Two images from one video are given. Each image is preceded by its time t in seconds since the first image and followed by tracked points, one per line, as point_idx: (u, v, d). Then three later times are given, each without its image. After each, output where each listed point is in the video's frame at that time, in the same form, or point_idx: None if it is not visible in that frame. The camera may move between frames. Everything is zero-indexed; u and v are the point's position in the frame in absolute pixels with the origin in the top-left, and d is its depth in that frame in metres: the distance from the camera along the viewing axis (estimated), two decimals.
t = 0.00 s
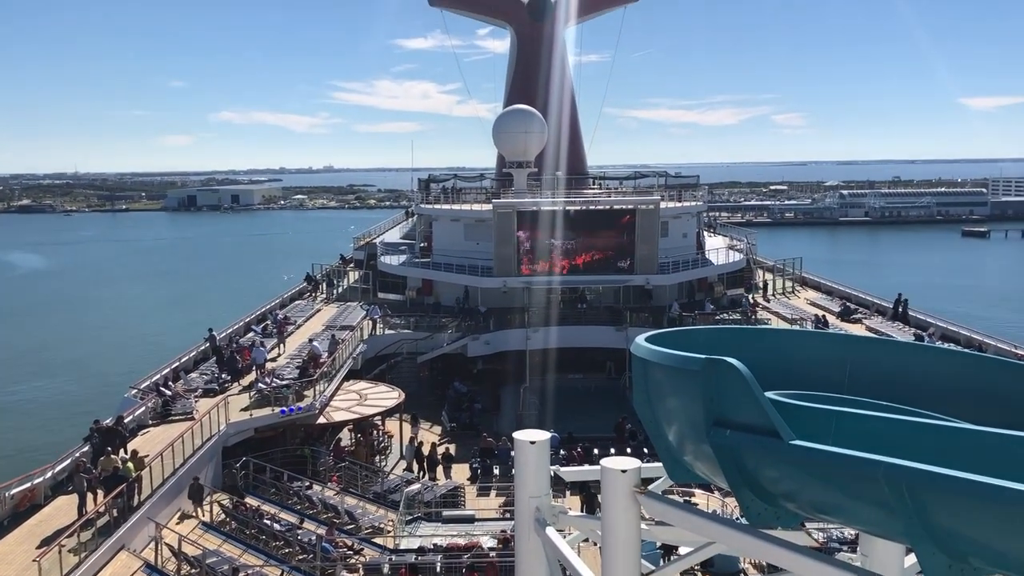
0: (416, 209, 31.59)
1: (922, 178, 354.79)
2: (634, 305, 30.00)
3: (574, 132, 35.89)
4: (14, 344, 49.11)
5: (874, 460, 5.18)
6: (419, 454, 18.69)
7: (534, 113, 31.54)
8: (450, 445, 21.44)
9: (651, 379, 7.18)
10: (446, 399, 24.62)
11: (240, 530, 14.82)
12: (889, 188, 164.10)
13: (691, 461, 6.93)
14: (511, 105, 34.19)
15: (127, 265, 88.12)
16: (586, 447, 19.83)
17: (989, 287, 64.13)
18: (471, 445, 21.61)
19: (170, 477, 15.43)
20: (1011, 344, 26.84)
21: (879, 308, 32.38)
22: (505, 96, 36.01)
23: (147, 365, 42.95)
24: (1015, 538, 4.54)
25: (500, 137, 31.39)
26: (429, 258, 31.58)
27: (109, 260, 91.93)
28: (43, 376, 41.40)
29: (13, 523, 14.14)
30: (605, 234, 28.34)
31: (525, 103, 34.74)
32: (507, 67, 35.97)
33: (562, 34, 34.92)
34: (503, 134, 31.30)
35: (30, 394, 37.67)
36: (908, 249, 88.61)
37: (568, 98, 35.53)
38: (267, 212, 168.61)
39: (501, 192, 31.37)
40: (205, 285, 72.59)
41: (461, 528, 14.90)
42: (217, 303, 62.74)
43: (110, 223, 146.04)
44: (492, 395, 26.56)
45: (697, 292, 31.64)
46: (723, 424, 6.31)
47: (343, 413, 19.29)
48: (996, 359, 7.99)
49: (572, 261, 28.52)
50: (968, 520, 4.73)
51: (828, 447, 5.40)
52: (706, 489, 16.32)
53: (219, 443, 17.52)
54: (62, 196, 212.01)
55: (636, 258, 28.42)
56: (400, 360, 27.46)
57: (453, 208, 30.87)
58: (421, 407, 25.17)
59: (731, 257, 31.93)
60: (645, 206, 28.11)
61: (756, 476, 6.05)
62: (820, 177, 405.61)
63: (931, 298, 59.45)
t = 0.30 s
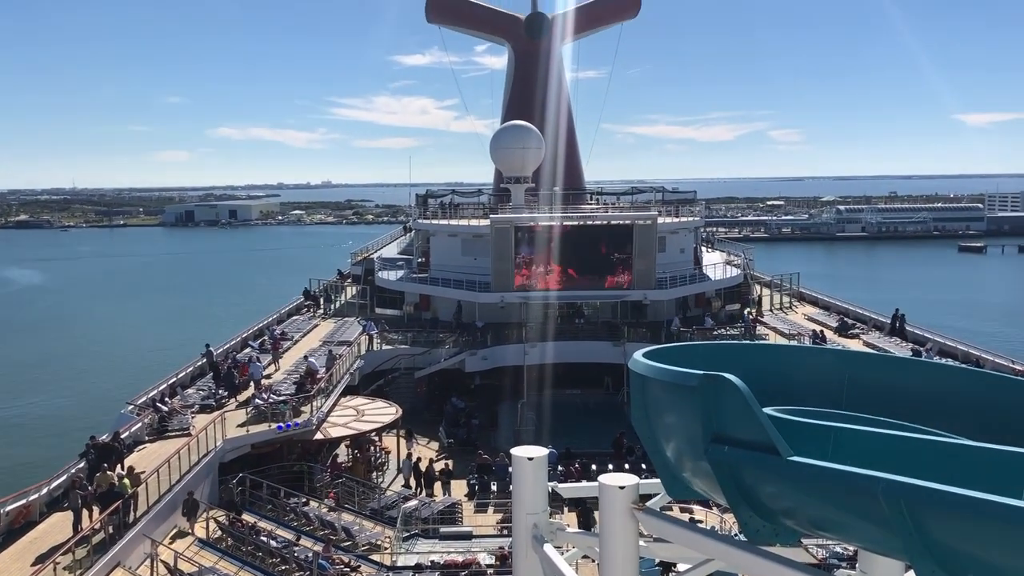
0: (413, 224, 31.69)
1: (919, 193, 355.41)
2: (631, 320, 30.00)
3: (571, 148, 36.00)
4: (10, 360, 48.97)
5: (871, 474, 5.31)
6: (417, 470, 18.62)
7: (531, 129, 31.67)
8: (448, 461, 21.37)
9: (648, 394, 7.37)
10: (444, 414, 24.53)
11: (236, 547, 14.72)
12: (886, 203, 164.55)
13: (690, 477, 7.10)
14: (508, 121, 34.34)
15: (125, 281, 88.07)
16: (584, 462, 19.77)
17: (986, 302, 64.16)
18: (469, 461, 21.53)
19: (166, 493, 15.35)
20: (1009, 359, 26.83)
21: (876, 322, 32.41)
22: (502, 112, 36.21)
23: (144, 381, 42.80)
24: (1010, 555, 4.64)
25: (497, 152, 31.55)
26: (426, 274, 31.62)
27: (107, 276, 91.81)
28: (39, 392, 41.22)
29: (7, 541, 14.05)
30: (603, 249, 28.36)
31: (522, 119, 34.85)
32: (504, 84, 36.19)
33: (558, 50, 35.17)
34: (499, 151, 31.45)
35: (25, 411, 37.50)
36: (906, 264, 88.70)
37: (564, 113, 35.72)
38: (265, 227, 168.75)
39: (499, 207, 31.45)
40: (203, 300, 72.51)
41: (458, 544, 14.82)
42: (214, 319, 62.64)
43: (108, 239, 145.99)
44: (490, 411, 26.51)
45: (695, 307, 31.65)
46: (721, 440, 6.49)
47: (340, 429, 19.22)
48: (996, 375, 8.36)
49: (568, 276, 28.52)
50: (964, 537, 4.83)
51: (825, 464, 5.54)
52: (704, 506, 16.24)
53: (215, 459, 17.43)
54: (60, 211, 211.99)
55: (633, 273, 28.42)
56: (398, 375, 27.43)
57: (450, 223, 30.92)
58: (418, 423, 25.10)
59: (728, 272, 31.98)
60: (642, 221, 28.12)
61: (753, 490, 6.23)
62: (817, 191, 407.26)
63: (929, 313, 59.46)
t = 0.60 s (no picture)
0: (413, 239, 31.75)
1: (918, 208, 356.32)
2: (630, 334, 30.03)
3: (571, 163, 36.12)
4: (8, 375, 48.80)
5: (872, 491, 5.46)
6: (416, 486, 18.55)
7: (531, 144, 31.80)
8: (446, 477, 21.30)
9: (646, 409, 7.46)
10: (443, 429, 24.48)
11: (234, 563, 14.65)
12: (886, 217, 164.85)
13: (689, 493, 7.21)
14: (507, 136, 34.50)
15: (124, 295, 88.08)
16: (584, 478, 19.73)
17: (985, 316, 64.24)
18: (468, 477, 21.46)
19: (164, 509, 15.29)
20: (1009, 374, 26.82)
21: (875, 337, 32.45)
22: (501, 127, 36.40)
23: (143, 395, 42.67)
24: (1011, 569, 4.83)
25: (496, 168, 31.66)
26: (425, 288, 31.67)
27: (106, 291, 91.80)
28: (37, 406, 41.11)
29: (4, 557, 14.00)
30: (603, 264, 28.40)
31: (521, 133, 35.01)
32: (504, 99, 36.38)
33: (557, 67, 35.40)
34: (498, 167, 31.59)
35: (23, 426, 37.31)
36: (905, 279, 88.75)
37: (563, 129, 35.87)
38: (264, 242, 168.86)
39: (498, 222, 31.50)
40: (202, 315, 72.47)
41: (457, 560, 14.76)
42: (213, 333, 62.57)
43: (107, 254, 145.98)
44: (489, 426, 26.44)
45: (694, 321, 31.67)
46: (720, 456, 6.61)
47: (339, 444, 19.17)
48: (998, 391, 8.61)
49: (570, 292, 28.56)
50: (965, 552, 5.02)
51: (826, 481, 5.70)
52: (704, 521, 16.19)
53: (213, 474, 17.38)
54: (59, 226, 212.17)
55: (633, 287, 28.46)
56: (397, 390, 27.42)
57: (450, 238, 30.98)
58: (416, 438, 25.04)
59: (728, 287, 32.01)
60: (642, 235, 28.15)
61: (752, 507, 6.37)
62: (816, 206, 407.49)
63: (928, 327, 59.47)
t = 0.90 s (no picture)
0: (412, 253, 31.75)
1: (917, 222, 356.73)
2: (630, 348, 29.96)
3: (570, 176, 36.16)
4: (6, 390, 48.60)
5: (874, 507, 6.02)
6: (416, 501, 18.49)
7: (530, 158, 31.89)
8: (446, 491, 21.22)
9: (648, 426, 8.13)
10: (442, 443, 24.44)
11: None
12: (885, 232, 165.06)
13: (690, 507, 7.93)
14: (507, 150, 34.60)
15: (123, 310, 87.81)
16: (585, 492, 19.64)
17: (986, 330, 63.99)
18: (468, 492, 21.40)
19: (163, 525, 15.23)
20: (1011, 388, 26.74)
21: (875, 351, 32.44)
22: (501, 141, 36.50)
23: (140, 411, 42.41)
24: None
25: (496, 182, 31.72)
26: (425, 302, 31.64)
27: (104, 306, 91.48)
28: (35, 422, 40.87)
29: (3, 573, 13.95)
30: (602, 278, 28.37)
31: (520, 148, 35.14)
32: (503, 114, 36.56)
33: (556, 82, 35.54)
34: (498, 181, 31.66)
35: (21, 442, 37.09)
36: (905, 292, 88.54)
37: (562, 143, 35.94)
38: (264, 256, 168.66)
39: (497, 236, 31.45)
40: (201, 330, 72.23)
41: None
42: (212, 348, 62.34)
43: (107, 268, 145.65)
44: (489, 441, 26.37)
45: (695, 334, 31.62)
46: (721, 471, 7.22)
47: (338, 459, 19.09)
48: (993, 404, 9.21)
49: (570, 305, 28.46)
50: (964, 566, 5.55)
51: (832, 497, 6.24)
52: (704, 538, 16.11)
53: (213, 489, 17.31)
54: (59, 241, 211.95)
55: (633, 301, 28.41)
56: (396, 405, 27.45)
57: (450, 251, 31.01)
58: (416, 453, 24.95)
59: (728, 301, 31.97)
60: (641, 249, 28.17)
61: (752, 519, 6.98)
62: (816, 221, 407.59)
63: (930, 341, 59.25)
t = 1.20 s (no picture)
0: (412, 267, 31.77)
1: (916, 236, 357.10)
2: (630, 361, 29.96)
3: (570, 190, 36.27)
4: (5, 405, 48.41)
5: (874, 523, 6.38)
6: (416, 516, 18.43)
7: (530, 172, 32.00)
8: (446, 506, 21.16)
9: (647, 439, 8.36)
10: (443, 457, 24.40)
11: None
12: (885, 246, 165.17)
13: (690, 522, 8.15)
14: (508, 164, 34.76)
15: (124, 325, 87.74)
16: (585, 507, 19.57)
17: (987, 344, 63.84)
18: (468, 506, 21.31)
19: (163, 540, 15.19)
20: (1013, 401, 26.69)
21: (876, 364, 32.47)
22: (501, 155, 36.63)
23: (139, 425, 42.26)
24: None
25: (497, 196, 31.82)
26: (426, 316, 31.67)
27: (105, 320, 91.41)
28: (35, 436, 40.75)
29: None
30: (602, 291, 28.40)
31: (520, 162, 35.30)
32: (503, 129, 36.75)
33: (555, 96, 35.72)
34: (498, 196, 31.78)
35: (21, 456, 37.00)
36: (906, 306, 88.39)
37: (561, 156, 36.07)
38: (264, 271, 168.68)
39: (497, 249, 31.46)
40: (201, 344, 72.16)
41: None
42: (212, 362, 62.24)
43: (107, 283, 145.61)
44: (489, 455, 26.33)
45: (695, 348, 31.63)
46: (721, 486, 7.52)
47: (338, 473, 19.05)
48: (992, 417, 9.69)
49: (570, 318, 28.46)
50: None
51: (834, 513, 6.60)
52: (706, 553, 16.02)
53: (213, 504, 17.27)
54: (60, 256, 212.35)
55: (633, 314, 28.39)
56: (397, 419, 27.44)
57: (449, 265, 31.06)
58: (416, 468, 24.86)
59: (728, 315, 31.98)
60: (641, 263, 28.21)
61: (752, 533, 7.30)
62: (815, 235, 408.34)
63: (930, 355, 59.20)
